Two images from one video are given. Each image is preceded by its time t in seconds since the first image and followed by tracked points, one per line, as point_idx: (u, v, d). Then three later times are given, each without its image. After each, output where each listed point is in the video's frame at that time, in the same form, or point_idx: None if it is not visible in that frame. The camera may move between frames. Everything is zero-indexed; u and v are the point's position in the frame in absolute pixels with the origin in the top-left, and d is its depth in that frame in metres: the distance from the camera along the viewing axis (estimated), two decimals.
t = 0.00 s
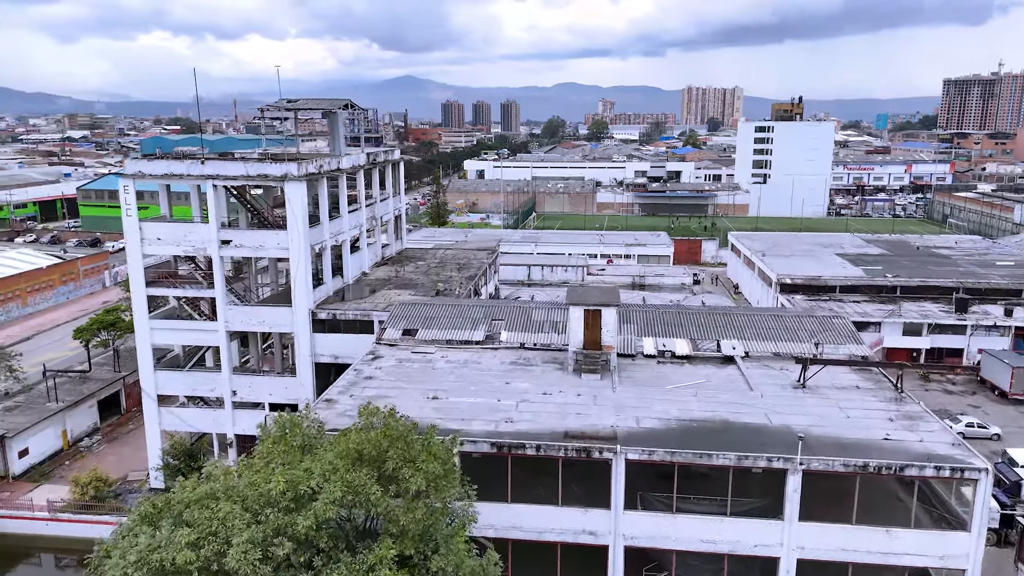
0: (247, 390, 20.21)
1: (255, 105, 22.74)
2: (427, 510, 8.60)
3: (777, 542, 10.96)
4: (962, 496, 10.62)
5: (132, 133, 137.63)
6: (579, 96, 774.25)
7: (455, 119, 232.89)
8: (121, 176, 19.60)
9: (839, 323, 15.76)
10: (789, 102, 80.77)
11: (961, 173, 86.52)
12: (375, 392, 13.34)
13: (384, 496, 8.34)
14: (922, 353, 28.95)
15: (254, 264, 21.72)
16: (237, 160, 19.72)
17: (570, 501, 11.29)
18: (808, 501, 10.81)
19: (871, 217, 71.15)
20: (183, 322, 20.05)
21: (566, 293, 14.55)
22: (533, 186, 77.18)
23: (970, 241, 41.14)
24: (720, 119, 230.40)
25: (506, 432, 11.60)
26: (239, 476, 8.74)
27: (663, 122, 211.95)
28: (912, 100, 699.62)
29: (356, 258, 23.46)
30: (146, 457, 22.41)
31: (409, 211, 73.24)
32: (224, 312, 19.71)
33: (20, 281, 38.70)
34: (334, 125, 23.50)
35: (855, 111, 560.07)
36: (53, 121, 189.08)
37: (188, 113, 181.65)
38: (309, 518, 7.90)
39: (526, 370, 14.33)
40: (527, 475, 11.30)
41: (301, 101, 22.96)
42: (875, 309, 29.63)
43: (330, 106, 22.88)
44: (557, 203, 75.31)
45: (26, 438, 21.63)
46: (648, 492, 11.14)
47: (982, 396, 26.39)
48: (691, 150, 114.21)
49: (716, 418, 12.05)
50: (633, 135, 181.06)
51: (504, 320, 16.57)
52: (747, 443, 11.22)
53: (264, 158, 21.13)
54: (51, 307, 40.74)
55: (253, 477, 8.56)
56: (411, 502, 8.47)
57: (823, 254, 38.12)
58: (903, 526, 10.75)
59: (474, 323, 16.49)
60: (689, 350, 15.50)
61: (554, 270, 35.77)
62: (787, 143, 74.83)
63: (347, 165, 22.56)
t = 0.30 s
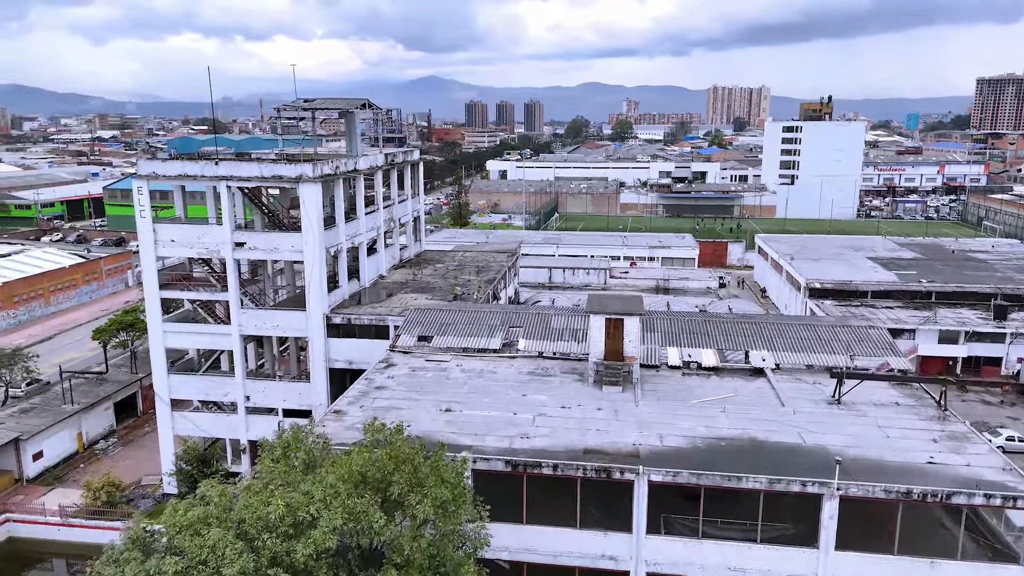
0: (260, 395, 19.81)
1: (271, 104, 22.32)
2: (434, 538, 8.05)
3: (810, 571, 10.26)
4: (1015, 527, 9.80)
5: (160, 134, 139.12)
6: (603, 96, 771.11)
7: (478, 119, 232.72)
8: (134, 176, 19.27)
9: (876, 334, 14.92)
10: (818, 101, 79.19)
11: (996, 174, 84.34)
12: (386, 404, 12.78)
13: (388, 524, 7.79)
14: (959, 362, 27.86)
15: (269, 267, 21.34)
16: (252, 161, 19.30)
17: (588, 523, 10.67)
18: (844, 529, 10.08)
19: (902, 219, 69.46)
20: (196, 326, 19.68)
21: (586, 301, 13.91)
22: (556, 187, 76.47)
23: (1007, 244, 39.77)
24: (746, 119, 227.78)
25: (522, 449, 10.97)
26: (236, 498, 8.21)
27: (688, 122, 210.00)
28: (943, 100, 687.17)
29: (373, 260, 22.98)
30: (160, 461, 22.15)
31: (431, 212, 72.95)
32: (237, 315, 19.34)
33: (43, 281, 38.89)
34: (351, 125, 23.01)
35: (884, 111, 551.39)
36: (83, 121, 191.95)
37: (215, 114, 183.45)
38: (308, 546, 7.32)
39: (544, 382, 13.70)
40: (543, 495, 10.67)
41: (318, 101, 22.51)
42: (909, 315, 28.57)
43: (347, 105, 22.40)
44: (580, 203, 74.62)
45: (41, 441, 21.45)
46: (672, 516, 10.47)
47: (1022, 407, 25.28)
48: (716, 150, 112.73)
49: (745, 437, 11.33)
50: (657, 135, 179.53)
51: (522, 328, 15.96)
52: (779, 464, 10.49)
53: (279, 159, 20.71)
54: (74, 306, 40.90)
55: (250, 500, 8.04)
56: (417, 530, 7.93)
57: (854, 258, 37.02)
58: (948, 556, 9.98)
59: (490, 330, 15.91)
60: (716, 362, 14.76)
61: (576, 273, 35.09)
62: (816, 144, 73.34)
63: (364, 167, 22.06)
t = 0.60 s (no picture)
0: (275, 401, 19.41)
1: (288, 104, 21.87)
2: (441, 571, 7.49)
3: None
4: None
5: (188, 134, 140.67)
6: (628, 96, 767.35)
7: (503, 119, 232.33)
8: (149, 176, 18.94)
9: (917, 347, 14.04)
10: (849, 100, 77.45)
11: None
12: (398, 416, 12.20)
13: (393, 556, 7.22)
14: (999, 372, 26.69)
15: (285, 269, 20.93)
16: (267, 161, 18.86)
17: (609, 549, 10.03)
18: (887, 561, 9.32)
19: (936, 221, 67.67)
20: (211, 329, 19.32)
21: (608, 309, 13.19)
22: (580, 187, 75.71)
23: None
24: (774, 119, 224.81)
25: (539, 468, 10.35)
26: (230, 525, 7.66)
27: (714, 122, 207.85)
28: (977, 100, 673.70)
29: (391, 263, 22.48)
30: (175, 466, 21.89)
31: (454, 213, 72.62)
32: (251, 319, 18.95)
33: (66, 280, 39.07)
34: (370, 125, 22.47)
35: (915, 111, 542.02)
36: (113, 121, 194.94)
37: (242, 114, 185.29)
38: None
39: (564, 395, 13.04)
40: (562, 518, 10.05)
41: (336, 101, 22.04)
42: (947, 323, 27.43)
43: (365, 105, 21.87)
44: (604, 204, 73.94)
45: (56, 444, 21.30)
46: (700, 543, 9.78)
47: None
48: (743, 150, 111.10)
49: (779, 458, 10.59)
50: (683, 135, 177.79)
51: (541, 336, 15.35)
52: (815, 490, 9.75)
53: (296, 159, 20.28)
54: (97, 306, 41.07)
55: (244, 527, 7.48)
56: (423, 563, 7.37)
57: (887, 261, 35.82)
58: None
59: (509, 338, 15.30)
60: (746, 374, 14.00)
61: (599, 276, 34.34)
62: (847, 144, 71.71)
63: (382, 168, 21.55)
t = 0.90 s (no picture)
0: (289, 407, 18.95)
1: (306, 103, 21.40)
2: None
3: None
4: None
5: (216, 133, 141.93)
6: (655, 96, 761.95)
7: (528, 118, 231.69)
8: (163, 177, 18.56)
9: (965, 362, 13.13)
10: (882, 100, 75.62)
11: None
12: (410, 430, 11.60)
13: None
14: None
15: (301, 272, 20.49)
16: (282, 161, 18.39)
17: None
18: None
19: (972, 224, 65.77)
20: (225, 333, 18.90)
21: (633, 319, 12.51)
22: (605, 187, 74.86)
23: None
24: (803, 119, 221.45)
25: (557, 491, 9.68)
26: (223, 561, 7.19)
27: (742, 122, 205.29)
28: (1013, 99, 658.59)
29: (409, 267, 21.95)
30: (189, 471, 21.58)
31: (478, 213, 72.19)
32: (266, 323, 18.51)
33: (90, 279, 39.20)
34: (388, 125, 21.94)
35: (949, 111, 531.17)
36: (144, 122, 197.83)
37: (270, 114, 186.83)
38: None
39: (586, 410, 12.37)
40: (581, 546, 9.38)
41: (355, 100, 21.54)
42: (989, 331, 26.24)
43: (384, 104, 21.33)
44: (629, 205, 73.16)
45: (71, 447, 21.07)
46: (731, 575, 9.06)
47: None
48: (772, 150, 109.23)
49: (816, 484, 9.83)
50: (710, 135, 175.76)
51: (562, 346, 14.72)
52: (858, 520, 8.97)
53: (313, 160, 19.82)
54: (120, 305, 41.19)
55: (236, 564, 6.99)
56: None
57: (923, 266, 34.58)
58: None
59: (528, 347, 14.66)
60: (779, 390, 13.20)
61: (624, 279, 33.53)
62: (880, 145, 70.00)
63: (402, 168, 21.00)
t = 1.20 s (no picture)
0: (303, 413, 18.50)
1: (322, 103, 20.92)
2: None
3: None
4: None
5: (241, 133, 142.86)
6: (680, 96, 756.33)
7: (552, 118, 230.72)
8: (177, 178, 18.21)
9: (1014, 378, 12.27)
10: (915, 99, 73.80)
11: None
12: (422, 445, 11.03)
13: None
14: None
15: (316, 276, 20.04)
16: (297, 162, 17.93)
17: None
18: None
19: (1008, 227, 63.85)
20: (238, 337, 18.50)
21: (657, 330, 11.84)
22: (629, 188, 73.91)
23: None
24: (832, 118, 217.96)
25: (575, 516, 9.05)
26: None
27: (769, 122, 202.65)
28: None
29: (427, 270, 21.42)
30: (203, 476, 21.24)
31: (500, 214, 71.63)
32: (280, 328, 18.09)
33: (112, 278, 39.29)
34: (406, 125, 21.39)
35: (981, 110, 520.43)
36: (172, 122, 200.22)
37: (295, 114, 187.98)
38: None
39: (607, 426, 11.71)
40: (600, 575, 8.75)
41: (373, 100, 21.01)
42: None
43: (401, 103, 20.79)
44: (654, 205, 72.38)
45: (85, 450, 20.83)
46: None
47: None
48: (800, 150, 107.35)
49: (857, 513, 9.10)
50: (736, 135, 173.58)
51: (583, 356, 14.09)
52: (904, 555, 8.24)
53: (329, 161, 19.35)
54: (142, 305, 41.26)
55: None
56: None
57: (960, 271, 33.36)
58: None
59: (547, 357, 14.04)
60: (814, 406, 12.44)
61: (647, 282, 32.73)
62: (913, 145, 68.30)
63: (419, 169, 20.44)
